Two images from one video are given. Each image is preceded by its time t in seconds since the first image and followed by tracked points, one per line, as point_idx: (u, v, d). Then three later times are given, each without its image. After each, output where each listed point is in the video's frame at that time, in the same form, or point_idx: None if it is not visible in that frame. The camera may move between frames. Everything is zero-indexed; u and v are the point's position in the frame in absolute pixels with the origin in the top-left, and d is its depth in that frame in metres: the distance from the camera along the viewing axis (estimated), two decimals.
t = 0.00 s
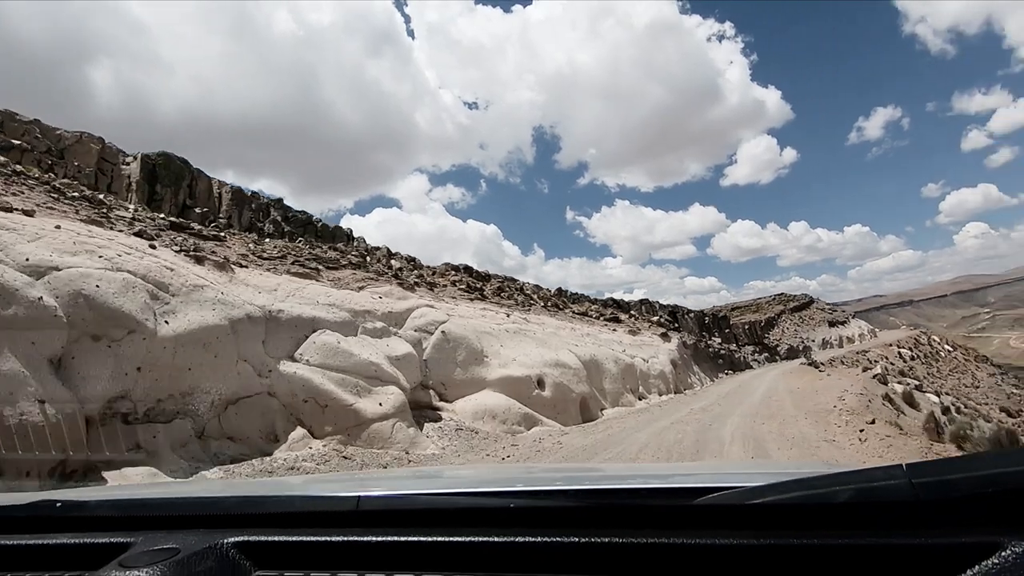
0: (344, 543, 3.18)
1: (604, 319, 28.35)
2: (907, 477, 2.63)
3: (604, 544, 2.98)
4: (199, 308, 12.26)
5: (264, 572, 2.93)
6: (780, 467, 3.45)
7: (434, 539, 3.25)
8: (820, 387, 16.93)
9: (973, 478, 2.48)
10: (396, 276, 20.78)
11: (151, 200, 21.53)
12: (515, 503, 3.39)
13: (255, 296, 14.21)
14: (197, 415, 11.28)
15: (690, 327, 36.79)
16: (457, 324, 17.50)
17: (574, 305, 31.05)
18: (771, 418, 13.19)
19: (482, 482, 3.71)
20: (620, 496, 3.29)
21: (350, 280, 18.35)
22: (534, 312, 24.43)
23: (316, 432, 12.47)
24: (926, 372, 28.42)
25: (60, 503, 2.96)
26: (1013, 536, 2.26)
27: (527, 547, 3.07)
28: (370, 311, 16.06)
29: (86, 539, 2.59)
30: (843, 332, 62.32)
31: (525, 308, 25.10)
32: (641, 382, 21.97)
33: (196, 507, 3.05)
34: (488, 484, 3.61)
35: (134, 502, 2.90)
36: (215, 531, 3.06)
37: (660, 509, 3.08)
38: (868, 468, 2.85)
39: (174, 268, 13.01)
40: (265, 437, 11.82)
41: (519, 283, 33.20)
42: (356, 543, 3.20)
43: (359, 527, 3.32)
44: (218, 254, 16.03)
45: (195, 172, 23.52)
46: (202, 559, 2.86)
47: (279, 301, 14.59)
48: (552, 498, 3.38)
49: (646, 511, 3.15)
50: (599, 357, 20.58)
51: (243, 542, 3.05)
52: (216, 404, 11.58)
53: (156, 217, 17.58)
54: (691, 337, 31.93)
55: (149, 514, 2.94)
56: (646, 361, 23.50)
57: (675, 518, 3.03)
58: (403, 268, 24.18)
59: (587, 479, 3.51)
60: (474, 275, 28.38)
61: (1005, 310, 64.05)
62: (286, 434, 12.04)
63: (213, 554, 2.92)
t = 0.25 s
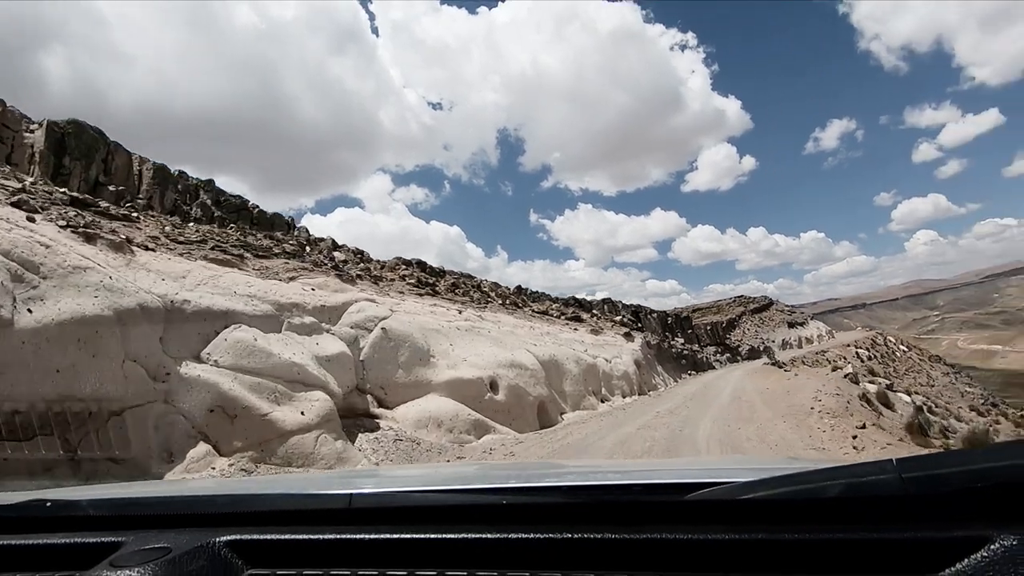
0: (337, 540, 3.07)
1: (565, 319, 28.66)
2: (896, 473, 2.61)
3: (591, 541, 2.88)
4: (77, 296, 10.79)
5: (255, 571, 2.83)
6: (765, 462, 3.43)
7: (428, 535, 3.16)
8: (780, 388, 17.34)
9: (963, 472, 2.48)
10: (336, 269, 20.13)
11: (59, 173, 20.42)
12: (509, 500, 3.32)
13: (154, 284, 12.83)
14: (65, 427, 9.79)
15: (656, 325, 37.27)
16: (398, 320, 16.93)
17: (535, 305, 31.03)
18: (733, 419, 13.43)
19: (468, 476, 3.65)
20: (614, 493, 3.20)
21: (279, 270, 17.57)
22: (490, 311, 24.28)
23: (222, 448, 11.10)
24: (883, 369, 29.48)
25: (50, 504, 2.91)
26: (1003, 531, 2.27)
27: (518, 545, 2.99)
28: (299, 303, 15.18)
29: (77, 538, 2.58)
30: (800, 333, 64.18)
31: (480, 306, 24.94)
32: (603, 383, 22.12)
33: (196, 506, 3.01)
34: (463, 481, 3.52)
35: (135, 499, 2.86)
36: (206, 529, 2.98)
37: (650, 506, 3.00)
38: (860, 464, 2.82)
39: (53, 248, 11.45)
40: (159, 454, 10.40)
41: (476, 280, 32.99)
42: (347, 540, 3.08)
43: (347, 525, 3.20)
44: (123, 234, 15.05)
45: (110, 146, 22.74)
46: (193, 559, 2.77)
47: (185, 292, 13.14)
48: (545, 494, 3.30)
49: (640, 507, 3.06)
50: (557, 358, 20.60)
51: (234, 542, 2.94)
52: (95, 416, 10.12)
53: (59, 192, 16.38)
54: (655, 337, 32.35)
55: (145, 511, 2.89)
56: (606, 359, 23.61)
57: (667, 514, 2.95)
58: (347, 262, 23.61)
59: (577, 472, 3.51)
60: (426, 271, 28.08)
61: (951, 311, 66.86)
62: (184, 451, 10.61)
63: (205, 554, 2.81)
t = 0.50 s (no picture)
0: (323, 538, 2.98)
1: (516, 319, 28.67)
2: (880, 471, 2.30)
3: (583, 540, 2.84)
4: None
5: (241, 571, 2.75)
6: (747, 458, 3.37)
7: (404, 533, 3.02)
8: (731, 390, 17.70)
9: (946, 472, 2.16)
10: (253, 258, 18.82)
11: None
12: (497, 497, 3.21)
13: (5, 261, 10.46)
14: None
15: (612, 323, 37.61)
16: (318, 316, 15.52)
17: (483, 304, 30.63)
18: (687, 424, 13.62)
19: (443, 472, 3.56)
20: (600, 493, 3.02)
21: (180, 255, 16.31)
22: (433, 310, 23.72)
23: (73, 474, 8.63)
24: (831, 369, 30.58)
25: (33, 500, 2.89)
26: (982, 530, 2.00)
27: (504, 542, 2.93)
28: (196, 293, 13.22)
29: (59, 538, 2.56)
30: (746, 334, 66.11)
31: (422, 304, 24.43)
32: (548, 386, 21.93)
33: (186, 505, 2.98)
34: (436, 479, 3.38)
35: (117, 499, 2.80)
36: (194, 526, 2.91)
37: (642, 504, 2.96)
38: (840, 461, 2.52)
39: None
40: (31, 449, 8.54)
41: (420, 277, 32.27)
42: (326, 539, 2.97)
43: (334, 525, 3.11)
44: None
45: None
46: (177, 557, 2.70)
47: (48, 272, 10.93)
48: (535, 490, 3.23)
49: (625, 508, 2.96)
50: (501, 365, 20.18)
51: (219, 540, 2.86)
52: None
53: None
54: (609, 337, 32.62)
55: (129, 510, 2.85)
56: (548, 362, 23.03)
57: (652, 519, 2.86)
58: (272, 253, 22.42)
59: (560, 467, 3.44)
60: (365, 266, 27.37)
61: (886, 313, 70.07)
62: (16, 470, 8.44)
63: (189, 553, 2.74)
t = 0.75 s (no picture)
0: (313, 539, 2.91)
1: (472, 321, 28.53)
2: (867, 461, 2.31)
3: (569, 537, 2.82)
4: None
5: (231, 572, 2.69)
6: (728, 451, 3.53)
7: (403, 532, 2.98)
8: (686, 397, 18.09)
9: (929, 460, 2.18)
10: (164, 243, 18.18)
11: None
12: (487, 494, 3.13)
13: None
14: None
15: (571, 325, 37.80)
16: (233, 310, 14.81)
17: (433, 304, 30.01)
18: (647, 433, 13.87)
19: (445, 463, 3.72)
20: (591, 485, 3.06)
21: (70, 234, 15.49)
22: (378, 309, 23.42)
23: None
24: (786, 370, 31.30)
25: (17, 507, 2.87)
26: (969, 514, 2.08)
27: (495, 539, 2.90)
28: (75, 278, 12.59)
29: (49, 544, 2.61)
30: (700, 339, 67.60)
31: (360, 300, 23.90)
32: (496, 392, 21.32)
33: (167, 506, 2.93)
34: (442, 474, 3.45)
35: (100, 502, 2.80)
36: (179, 529, 2.87)
37: (628, 497, 2.93)
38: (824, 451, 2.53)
39: None
40: None
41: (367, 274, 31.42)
42: (318, 538, 2.92)
43: (326, 525, 3.04)
44: None
45: None
46: (166, 561, 2.63)
47: None
48: (523, 485, 3.18)
49: (609, 502, 2.96)
50: (445, 371, 19.39)
51: (208, 543, 2.79)
52: None
53: None
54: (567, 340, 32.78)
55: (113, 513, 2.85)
56: (494, 367, 22.15)
57: (635, 508, 2.90)
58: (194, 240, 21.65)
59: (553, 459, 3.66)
60: (304, 259, 26.70)
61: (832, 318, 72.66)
62: None
63: (177, 557, 2.67)
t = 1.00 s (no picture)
0: (300, 538, 2.85)
1: (423, 322, 28.30)
2: (854, 466, 2.34)
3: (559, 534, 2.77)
4: None
5: (217, 572, 2.63)
6: (715, 458, 3.67)
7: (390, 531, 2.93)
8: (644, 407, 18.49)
9: (920, 466, 2.19)
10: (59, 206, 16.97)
11: None
12: (475, 496, 3.11)
13: None
14: None
15: (531, 329, 37.79)
16: (126, 287, 12.83)
17: (376, 305, 28.38)
18: (612, 434, 14.03)
19: (447, 467, 3.90)
20: (580, 488, 3.08)
21: None
22: (310, 303, 21.71)
23: None
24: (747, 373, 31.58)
25: None
26: (956, 520, 2.04)
27: (469, 541, 2.83)
28: None
29: (34, 542, 2.61)
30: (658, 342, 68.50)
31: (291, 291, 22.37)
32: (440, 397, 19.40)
33: (148, 507, 2.90)
34: (448, 476, 3.57)
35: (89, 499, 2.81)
36: (163, 529, 2.84)
37: (616, 501, 2.88)
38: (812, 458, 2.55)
39: None
40: None
41: (309, 268, 29.64)
42: (307, 538, 2.85)
43: (314, 524, 2.99)
44: None
45: None
46: (152, 560, 2.58)
47: None
48: (512, 489, 3.17)
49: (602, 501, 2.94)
50: (383, 373, 17.34)
51: (195, 541, 2.75)
52: None
53: None
54: (527, 344, 32.70)
55: (101, 512, 2.85)
56: (436, 371, 20.31)
57: (624, 510, 2.86)
58: (110, 215, 20.36)
59: (548, 466, 3.86)
60: (239, 245, 25.07)
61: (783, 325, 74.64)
62: None
63: (162, 556, 2.63)
